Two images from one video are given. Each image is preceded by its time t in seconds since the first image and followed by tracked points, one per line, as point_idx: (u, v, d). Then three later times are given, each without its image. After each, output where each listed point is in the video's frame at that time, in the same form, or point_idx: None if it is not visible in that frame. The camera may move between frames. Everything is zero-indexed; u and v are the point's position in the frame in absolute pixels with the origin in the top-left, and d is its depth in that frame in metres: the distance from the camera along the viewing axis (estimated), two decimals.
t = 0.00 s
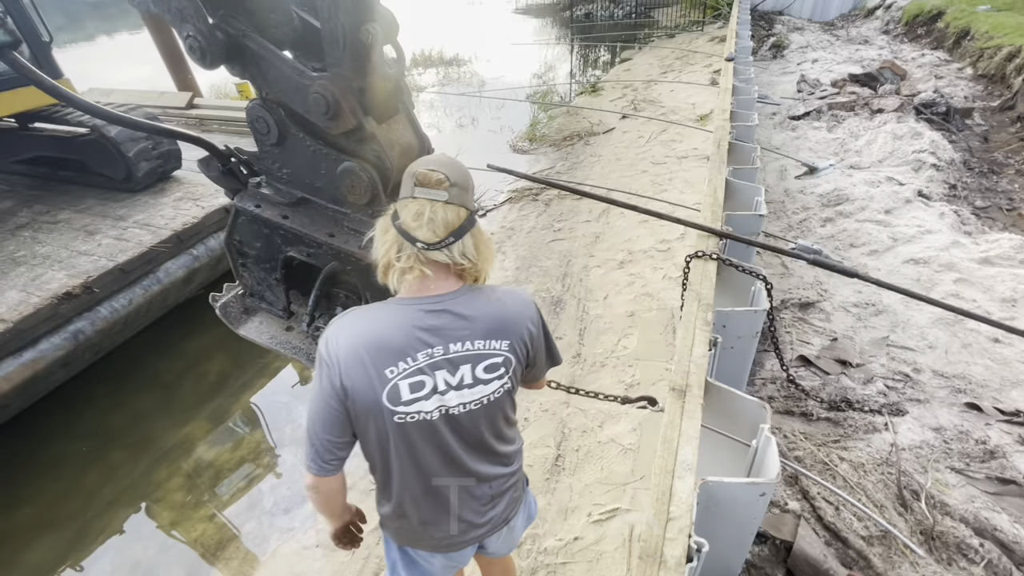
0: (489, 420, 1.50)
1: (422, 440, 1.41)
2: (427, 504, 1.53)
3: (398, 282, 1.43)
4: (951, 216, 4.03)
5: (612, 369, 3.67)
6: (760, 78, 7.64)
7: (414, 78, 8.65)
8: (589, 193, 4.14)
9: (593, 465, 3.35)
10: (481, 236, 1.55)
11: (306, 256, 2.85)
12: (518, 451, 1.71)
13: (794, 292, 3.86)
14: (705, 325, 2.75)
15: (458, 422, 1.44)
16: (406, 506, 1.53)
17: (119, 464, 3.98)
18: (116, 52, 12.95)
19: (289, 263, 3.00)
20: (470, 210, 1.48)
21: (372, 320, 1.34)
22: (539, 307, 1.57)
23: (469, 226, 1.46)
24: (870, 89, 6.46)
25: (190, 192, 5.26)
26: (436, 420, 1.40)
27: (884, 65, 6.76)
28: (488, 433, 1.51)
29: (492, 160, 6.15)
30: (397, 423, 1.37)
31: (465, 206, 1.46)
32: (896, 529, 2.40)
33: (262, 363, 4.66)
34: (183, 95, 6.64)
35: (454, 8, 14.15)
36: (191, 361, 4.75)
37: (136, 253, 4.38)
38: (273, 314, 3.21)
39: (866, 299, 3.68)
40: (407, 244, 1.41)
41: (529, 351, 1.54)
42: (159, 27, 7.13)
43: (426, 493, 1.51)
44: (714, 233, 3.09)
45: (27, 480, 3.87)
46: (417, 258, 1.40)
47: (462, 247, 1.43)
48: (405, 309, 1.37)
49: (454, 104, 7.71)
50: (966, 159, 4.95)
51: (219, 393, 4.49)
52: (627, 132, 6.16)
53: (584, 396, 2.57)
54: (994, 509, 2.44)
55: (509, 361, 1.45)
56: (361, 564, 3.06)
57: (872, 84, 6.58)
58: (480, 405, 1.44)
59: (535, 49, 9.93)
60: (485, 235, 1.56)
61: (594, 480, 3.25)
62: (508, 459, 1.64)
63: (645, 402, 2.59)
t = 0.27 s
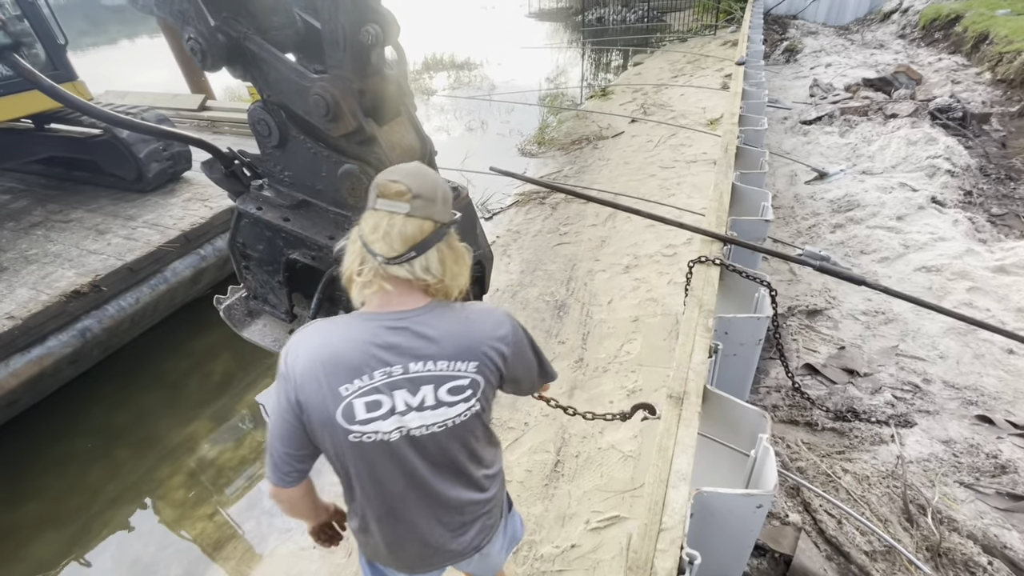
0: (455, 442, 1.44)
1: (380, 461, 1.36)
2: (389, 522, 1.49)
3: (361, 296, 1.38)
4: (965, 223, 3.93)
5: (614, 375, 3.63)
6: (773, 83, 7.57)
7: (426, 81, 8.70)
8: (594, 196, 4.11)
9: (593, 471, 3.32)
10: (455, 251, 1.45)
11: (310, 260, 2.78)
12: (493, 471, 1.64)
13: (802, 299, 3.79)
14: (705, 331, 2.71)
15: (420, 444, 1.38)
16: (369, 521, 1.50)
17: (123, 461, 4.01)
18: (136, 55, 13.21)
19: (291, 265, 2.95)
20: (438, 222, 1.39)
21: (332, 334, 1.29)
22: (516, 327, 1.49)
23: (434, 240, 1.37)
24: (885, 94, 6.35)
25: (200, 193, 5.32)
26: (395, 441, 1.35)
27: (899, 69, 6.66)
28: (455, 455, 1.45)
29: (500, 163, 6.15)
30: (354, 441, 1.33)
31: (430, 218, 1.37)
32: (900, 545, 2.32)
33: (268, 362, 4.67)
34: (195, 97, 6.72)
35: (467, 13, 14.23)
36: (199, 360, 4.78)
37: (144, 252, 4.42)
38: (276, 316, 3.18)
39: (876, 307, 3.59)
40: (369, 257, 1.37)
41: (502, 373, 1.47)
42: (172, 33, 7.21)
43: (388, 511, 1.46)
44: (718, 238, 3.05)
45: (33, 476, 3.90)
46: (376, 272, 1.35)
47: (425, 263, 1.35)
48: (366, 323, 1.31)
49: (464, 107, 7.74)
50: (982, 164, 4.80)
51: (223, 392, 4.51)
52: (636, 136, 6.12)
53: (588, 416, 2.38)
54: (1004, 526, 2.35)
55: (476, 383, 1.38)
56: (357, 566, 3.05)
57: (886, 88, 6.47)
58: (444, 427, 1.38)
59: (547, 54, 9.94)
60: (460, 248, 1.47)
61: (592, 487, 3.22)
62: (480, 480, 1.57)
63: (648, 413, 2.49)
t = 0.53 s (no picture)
0: (382, 492, 1.26)
1: (295, 508, 1.23)
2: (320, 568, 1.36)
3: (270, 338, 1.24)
4: (978, 225, 3.84)
5: (616, 377, 3.59)
6: (783, 84, 7.48)
7: (435, 83, 8.73)
8: (597, 197, 4.08)
9: (592, 474, 3.29)
10: (377, 296, 1.24)
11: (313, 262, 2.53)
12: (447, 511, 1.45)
13: (808, 302, 3.73)
14: (705, 334, 2.67)
15: (337, 497, 1.22)
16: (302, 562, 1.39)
17: (128, 458, 4.04)
18: (151, 59, 13.42)
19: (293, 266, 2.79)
20: (346, 265, 1.21)
21: (237, 374, 1.16)
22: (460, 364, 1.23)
23: (339, 284, 1.19)
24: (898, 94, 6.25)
25: (208, 193, 5.37)
26: (307, 493, 1.20)
27: (912, 69, 6.55)
28: (384, 506, 1.27)
29: (506, 164, 6.14)
30: (264, 489, 1.21)
31: (334, 261, 1.20)
32: (904, 554, 2.26)
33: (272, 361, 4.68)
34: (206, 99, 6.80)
35: (478, 15, 14.29)
36: (205, 359, 4.81)
37: (151, 251, 4.47)
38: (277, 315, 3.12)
39: (884, 311, 3.52)
40: (273, 297, 1.23)
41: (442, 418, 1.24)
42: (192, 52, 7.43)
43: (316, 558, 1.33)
44: (720, 239, 3.01)
45: (40, 472, 3.96)
46: (279, 315, 1.21)
47: (326, 310, 1.16)
48: (272, 365, 1.16)
49: (472, 109, 7.75)
50: (997, 165, 4.70)
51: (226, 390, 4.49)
52: (643, 137, 6.08)
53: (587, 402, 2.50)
54: (1013, 536, 2.29)
55: (397, 432, 1.19)
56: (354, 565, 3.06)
57: (899, 89, 6.36)
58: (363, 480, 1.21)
59: (556, 55, 9.93)
60: (384, 291, 1.26)
61: (591, 490, 3.19)
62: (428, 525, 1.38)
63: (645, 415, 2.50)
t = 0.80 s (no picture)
0: None
1: (155, 555, 1.27)
2: None
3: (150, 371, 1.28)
4: (988, 226, 3.77)
5: (618, 378, 3.57)
6: (792, 84, 7.42)
7: (443, 84, 8.76)
8: (600, 198, 4.06)
9: (593, 476, 3.29)
10: (237, 347, 1.19)
11: (308, 259, 2.54)
12: None
13: (814, 303, 3.68)
14: (705, 335, 2.65)
15: (185, 557, 1.22)
16: None
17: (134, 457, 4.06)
18: (164, 62, 13.60)
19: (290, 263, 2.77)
20: (195, 316, 1.16)
21: (116, 414, 1.24)
22: (326, 470, 1.14)
23: (186, 336, 1.16)
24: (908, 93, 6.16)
25: (215, 194, 5.43)
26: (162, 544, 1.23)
27: (923, 68, 6.46)
28: None
29: (511, 165, 6.14)
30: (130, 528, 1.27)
31: (181, 311, 1.16)
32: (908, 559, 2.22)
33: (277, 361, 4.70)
34: (215, 100, 6.87)
35: (486, 16, 14.33)
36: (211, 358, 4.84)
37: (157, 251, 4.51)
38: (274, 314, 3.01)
39: (891, 312, 3.47)
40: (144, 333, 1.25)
41: (285, 522, 1.13)
42: (218, 76, 7.76)
43: None
44: (722, 239, 2.98)
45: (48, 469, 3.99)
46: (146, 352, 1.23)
47: (172, 361, 1.16)
48: (137, 412, 1.21)
49: (479, 110, 7.77)
50: (1010, 164, 4.63)
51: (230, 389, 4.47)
52: (650, 137, 6.05)
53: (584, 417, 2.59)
54: (1020, 542, 2.23)
55: (229, 517, 1.13)
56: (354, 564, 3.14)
57: (910, 88, 6.28)
58: (203, 552, 1.19)
59: (564, 56, 9.92)
60: (245, 346, 1.20)
61: (592, 491, 3.19)
62: None
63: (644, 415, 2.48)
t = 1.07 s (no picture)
0: None
1: None
2: None
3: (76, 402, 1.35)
4: (995, 226, 3.73)
5: (620, 378, 3.57)
6: (798, 84, 7.38)
7: (448, 86, 8.79)
8: (603, 198, 4.06)
9: (594, 476, 3.29)
10: (135, 394, 1.21)
11: (306, 258, 2.59)
12: None
13: (817, 304, 3.66)
14: (705, 335, 2.64)
15: None
16: None
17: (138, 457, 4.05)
18: (171, 65, 13.72)
19: (289, 262, 2.80)
20: (85, 364, 1.18)
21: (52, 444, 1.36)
22: (205, 545, 1.18)
23: (79, 383, 1.18)
24: (915, 93, 6.12)
25: (220, 195, 5.47)
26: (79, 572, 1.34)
27: (930, 68, 6.41)
28: None
29: (515, 166, 6.15)
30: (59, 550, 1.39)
31: (69, 358, 1.17)
32: (910, 562, 2.20)
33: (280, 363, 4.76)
34: (221, 102, 6.93)
35: (492, 18, 14.37)
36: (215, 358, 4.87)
37: (163, 252, 4.55)
38: (273, 312, 2.99)
39: (896, 313, 3.44)
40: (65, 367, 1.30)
41: None
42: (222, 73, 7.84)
43: None
44: (724, 239, 2.97)
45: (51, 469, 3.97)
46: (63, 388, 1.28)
47: (77, 406, 1.22)
48: (63, 446, 1.32)
49: (483, 112, 7.79)
50: (1018, 164, 4.59)
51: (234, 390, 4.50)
52: (654, 138, 6.04)
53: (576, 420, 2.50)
54: None
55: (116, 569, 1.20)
56: (355, 564, 3.19)
57: (917, 88, 6.23)
58: None
59: (569, 58, 9.92)
60: (143, 394, 1.22)
61: (593, 492, 3.20)
62: None
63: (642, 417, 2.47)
